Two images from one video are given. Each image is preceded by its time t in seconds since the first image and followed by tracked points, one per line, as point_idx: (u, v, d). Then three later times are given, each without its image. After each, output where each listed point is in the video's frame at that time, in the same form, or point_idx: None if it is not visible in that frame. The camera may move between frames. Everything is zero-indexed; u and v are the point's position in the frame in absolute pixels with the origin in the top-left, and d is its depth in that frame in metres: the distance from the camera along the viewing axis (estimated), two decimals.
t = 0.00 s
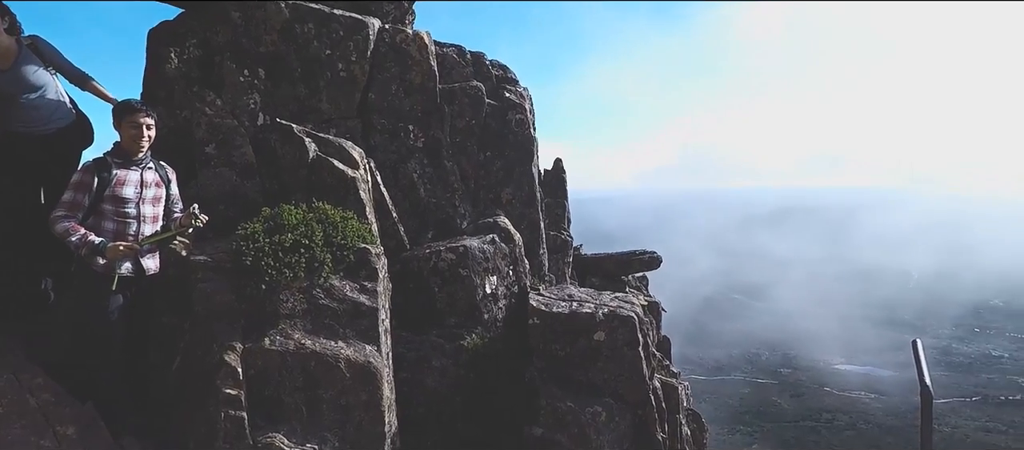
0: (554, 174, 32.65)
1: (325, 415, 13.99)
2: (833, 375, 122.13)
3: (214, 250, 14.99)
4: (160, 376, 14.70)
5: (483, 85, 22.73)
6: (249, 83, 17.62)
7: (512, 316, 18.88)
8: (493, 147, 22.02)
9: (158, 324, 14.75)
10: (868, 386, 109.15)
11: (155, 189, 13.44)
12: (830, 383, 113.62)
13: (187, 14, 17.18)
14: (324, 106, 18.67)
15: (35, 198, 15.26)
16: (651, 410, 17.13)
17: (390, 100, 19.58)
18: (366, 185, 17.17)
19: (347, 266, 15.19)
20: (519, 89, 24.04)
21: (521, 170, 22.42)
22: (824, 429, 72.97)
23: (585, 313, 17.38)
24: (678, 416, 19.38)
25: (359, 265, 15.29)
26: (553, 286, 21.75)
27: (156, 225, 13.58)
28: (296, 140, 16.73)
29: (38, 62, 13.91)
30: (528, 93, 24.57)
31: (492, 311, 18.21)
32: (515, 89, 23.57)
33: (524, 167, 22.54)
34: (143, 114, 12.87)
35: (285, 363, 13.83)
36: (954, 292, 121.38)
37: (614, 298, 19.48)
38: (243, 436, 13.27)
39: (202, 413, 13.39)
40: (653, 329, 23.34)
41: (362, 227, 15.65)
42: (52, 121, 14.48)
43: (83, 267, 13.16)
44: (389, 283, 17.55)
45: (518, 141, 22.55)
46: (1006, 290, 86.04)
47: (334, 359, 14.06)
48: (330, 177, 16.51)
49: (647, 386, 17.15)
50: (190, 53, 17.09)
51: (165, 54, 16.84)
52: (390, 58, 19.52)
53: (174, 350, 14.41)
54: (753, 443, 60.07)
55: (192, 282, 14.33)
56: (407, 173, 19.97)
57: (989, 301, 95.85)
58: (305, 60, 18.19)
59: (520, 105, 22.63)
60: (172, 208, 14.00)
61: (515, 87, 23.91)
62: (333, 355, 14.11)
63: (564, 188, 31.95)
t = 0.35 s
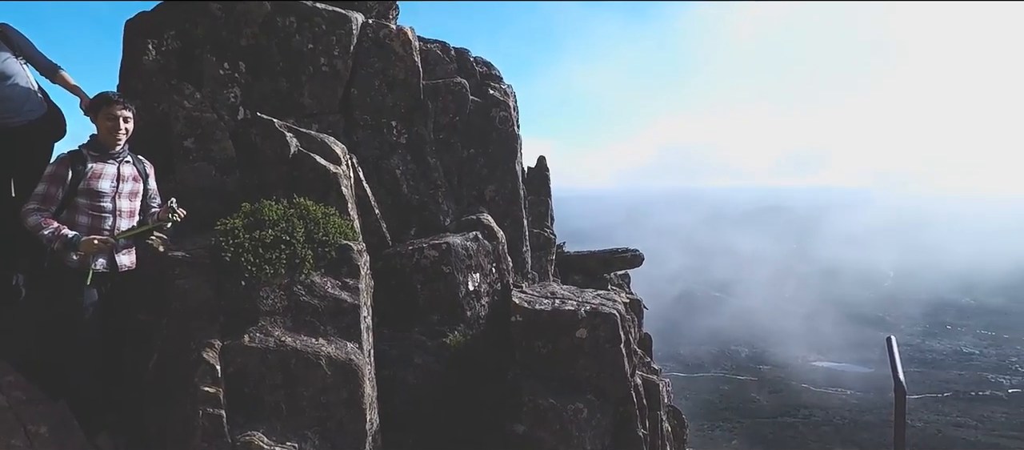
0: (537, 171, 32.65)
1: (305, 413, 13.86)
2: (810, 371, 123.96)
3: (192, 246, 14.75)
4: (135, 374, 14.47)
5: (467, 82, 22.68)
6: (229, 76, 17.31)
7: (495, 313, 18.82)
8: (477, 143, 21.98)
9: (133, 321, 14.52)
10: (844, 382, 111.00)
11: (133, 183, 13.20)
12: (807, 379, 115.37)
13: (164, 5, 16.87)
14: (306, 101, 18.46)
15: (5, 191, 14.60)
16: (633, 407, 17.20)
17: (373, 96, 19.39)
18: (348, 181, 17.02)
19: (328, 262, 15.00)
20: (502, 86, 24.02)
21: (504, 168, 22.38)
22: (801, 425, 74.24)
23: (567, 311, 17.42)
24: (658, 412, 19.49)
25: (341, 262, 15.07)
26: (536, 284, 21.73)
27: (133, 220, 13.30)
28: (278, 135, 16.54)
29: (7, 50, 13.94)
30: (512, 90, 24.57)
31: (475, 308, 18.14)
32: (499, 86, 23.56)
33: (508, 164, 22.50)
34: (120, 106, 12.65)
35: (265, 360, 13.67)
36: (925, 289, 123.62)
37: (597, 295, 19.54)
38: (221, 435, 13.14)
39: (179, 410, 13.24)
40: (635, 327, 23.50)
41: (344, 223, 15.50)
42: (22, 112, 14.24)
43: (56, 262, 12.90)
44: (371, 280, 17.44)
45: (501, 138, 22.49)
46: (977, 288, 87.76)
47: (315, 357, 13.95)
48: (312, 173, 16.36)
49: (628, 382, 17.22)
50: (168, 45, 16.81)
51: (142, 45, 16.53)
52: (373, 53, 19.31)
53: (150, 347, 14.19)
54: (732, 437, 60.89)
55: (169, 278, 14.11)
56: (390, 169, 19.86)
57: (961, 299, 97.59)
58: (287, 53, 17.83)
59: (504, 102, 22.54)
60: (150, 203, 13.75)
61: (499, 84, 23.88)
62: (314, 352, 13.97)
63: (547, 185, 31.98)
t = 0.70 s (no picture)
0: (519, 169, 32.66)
1: (282, 411, 13.67)
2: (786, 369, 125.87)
3: (167, 242, 14.50)
4: (106, 373, 14.15)
5: (448, 79, 22.65)
6: (206, 69, 17.04)
7: (476, 311, 18.75)
8: (458, 140, 21.96)
9: (104, 318, 14.21)
10: (819, 379, 112.62)
11: (105, 178, 12.86)
12: (783, 376, 116.87)
13: None
14: (285, 96, 18.22)
15: None
16: (612, 404, 17.25)
17: (353, 91, 19.21)
18: (328, 177, 16.83)
19: (307, 259, 14.86)
20: (485, 84, 24.03)
21: (485, 165, 22.38)
22: (777, 421, 75.24)
23: (548, 309, 17.40)
24: (637, 409, 19.60)
25: (319, 259, 14.95)
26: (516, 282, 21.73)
27: (105, 215, 12.99)
28: (255, 129, 16.29)
29: None
30: (494, 88, 24.55)
31: (455, 306, 18.06)
32: (481, 84, 23.55)
33: (488, 162, 22.51)
34: (87, 93, 12.32)
35: (241, 358, 13.47)
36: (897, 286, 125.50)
37: (577, 293, 19.56)
38: (195, 434, 12.90)
39: (152, 409, 12.98)
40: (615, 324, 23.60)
41: (324, 220, 15.33)
42: None
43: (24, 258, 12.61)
44: (350, 277, 17.27)
45: (482, 136, 22.53)
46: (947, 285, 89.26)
47: (293, 354, 13.76)
48: (290, 168, 16.13)
49: (608, 380, 17.25)
50: (143, 36, 16.45)
51: (116, 35, 16.12)
52: (354, 48, 19.11)
53: (122, 345, 13.87)
54: (709, 434, 61.40)
55: (141, 274, 13.84)
56: (370, 165, 19.67)
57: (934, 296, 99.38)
58: (266, 46, 17.55)
59: (486, 100, 22.59)
60: (123, 197, 13.40)
61: (480, 81, 23.86)
62: (291, 350, 13.80)
63: (529, 184, 32.02)
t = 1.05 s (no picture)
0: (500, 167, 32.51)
1: (260, 412, 13.51)
2: (764, 367, 127.25)
3: (141, 239, 14.25)
4: (77, 372, 13.91)
5: (431, 77, 22.58)
6: (183, 64, 16.80)
7: (458, 309, 18.69)
8: (439, 138, 21.96)
9: (75, 316, 13.93)
10: (796, 377, 114.08)
11: (78, 173, 12.62)
12: (761, 374, 118.22)
13: None
14: (264, 92, 17.97)
15: None
16: (592, 403, 17.33)
17: (335, 89, 19.03)
18: (308, 174, 16.65)
19: (286, 257, 14.69)
20: (467, 82, 23.99)
21: (467, 163, 22.38)
22: (754, 418, 76.07)
23: (530, 307, 17.41)
24: (617, 407, 19.68)
25: (298, 258, 14.79)
26: (498, 280, 21.68)
27: (78, 213, 12.75)
28: (233, 125, 16.03)
29: None
30: (476, 86, 24.51)
31: (436, 305, 17.96)
32: (462, 82, 23.51)
33: (470, 160, 22.49)
34: (57, 83, 12.19)
35: (219, 358, 13.27)
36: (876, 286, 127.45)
37: (558, 291, 19.61)
38: (171, 435, 12.71)
39: (126, 410, 12.73)
40: (595, 323, 23.74)
41: (303, 217, 15.18)
42: None
43: None
44: (330, 276, 17.10)
45: (464, 134, 22.51)
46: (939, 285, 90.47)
47: (272, 354, 13.60)
48: (269, 165, 15.89)
49: (588, 378, 17.32)
50: (117, 29, 16.15)
51: (90, 28, 15.82)
52: (336, 45, 18.95)
53: (94, 345, 13.59)
54: (687, 431, 61.90)
55: (115, 271, 13.60)
56: (351, 163, 19.47)
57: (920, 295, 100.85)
58: (244, 41, 17.27)
59: (468, 98, 22.55)
60: (99, 196, 13.15)
61: (462, 79, 23.83)
62: (270, 348, 13.63)
63: (510, 182, 31.92)
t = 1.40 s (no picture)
0: (482, 166, 32.47)
1: (236, 412, 13.33)
2: (741, 366, 128.71)
3: (116, 236, 14.01)
4: (47, 372, 13.62)
5: (412, 74, 22.48)
6: (158, 57, 16.60)
7: (438, 308, 18.57)
8: (421, 136, 21.95)
9: (46, 314, 13.66)
10: (772, 376, 115.43)
11: (50, 167, 13.03)
12: (738, 373, 119.45)
13: None
14: (243, 87, 17.69)
15: None
16: (571, 402, 17.36)
17: (315, 85, 18.82)
18: (287, 171, 16.46)
19: (263, 255, 14.53)
20: (449, 80, 23.95)
21: (448, 162, 22.40)
22: (731, 417, 76.79)
23: (510, 306, 17.37)
24: (597, 406, 19.76)
25: (277, 255, 14.64)
26: (479, 279, 21.64)
27: (48, 208, 13.11)
28: (210, 120, 15.69)
29: None
30: (458, 84, 24.49)
31: (416, 303, 17.85)
32: (444, 80, 23.50)
33: (451, 159, 22.52)
34: (28, 77, 12.83)
35: (193, 356, 13.07)
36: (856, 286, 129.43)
37: (538, 291, 19.63)
38: (143, 436, 12.47)
39: (97, 410, 12.48)
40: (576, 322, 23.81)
41: (282, 214, 15.03)
42: None
43: None
44: (309, 273, 16.91)
45: (445, 132, 22.52)
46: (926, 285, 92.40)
47: (248, 353, 13.41)
48: (247, 161, 15.67)
49: (568, 378, 17.35)
50: (91, 20, 15.92)
51: (61, 20, 15.63)
52: (316, 40, 18.72)
53: (66, 343, 13.30)
54: (665, 430, 62.32)
55: (86, 269, 13.35)
56: (330, 161, 19.28)
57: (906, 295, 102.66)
58: (222, 36, 17.03)
59: (450, 96, 22.58)
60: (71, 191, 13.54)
61: (445, 77, 23.80)
62: (247, 348, 13.44)
63: (492, 181, 31.91)
